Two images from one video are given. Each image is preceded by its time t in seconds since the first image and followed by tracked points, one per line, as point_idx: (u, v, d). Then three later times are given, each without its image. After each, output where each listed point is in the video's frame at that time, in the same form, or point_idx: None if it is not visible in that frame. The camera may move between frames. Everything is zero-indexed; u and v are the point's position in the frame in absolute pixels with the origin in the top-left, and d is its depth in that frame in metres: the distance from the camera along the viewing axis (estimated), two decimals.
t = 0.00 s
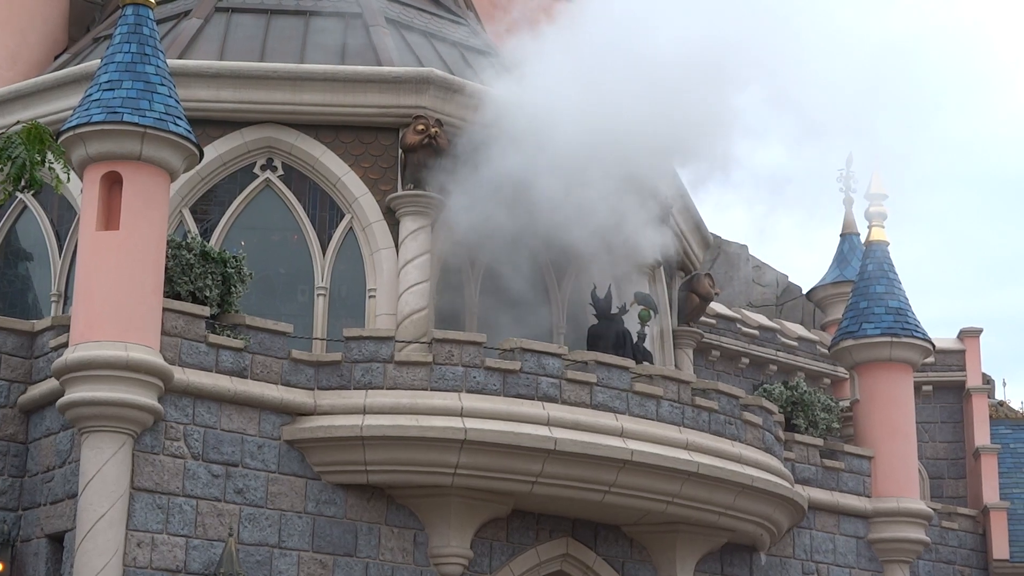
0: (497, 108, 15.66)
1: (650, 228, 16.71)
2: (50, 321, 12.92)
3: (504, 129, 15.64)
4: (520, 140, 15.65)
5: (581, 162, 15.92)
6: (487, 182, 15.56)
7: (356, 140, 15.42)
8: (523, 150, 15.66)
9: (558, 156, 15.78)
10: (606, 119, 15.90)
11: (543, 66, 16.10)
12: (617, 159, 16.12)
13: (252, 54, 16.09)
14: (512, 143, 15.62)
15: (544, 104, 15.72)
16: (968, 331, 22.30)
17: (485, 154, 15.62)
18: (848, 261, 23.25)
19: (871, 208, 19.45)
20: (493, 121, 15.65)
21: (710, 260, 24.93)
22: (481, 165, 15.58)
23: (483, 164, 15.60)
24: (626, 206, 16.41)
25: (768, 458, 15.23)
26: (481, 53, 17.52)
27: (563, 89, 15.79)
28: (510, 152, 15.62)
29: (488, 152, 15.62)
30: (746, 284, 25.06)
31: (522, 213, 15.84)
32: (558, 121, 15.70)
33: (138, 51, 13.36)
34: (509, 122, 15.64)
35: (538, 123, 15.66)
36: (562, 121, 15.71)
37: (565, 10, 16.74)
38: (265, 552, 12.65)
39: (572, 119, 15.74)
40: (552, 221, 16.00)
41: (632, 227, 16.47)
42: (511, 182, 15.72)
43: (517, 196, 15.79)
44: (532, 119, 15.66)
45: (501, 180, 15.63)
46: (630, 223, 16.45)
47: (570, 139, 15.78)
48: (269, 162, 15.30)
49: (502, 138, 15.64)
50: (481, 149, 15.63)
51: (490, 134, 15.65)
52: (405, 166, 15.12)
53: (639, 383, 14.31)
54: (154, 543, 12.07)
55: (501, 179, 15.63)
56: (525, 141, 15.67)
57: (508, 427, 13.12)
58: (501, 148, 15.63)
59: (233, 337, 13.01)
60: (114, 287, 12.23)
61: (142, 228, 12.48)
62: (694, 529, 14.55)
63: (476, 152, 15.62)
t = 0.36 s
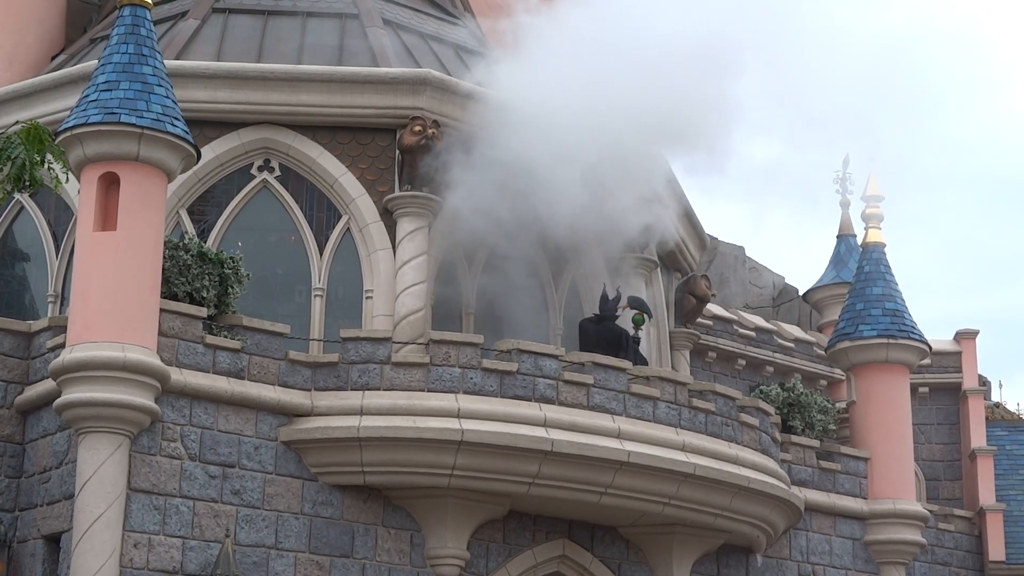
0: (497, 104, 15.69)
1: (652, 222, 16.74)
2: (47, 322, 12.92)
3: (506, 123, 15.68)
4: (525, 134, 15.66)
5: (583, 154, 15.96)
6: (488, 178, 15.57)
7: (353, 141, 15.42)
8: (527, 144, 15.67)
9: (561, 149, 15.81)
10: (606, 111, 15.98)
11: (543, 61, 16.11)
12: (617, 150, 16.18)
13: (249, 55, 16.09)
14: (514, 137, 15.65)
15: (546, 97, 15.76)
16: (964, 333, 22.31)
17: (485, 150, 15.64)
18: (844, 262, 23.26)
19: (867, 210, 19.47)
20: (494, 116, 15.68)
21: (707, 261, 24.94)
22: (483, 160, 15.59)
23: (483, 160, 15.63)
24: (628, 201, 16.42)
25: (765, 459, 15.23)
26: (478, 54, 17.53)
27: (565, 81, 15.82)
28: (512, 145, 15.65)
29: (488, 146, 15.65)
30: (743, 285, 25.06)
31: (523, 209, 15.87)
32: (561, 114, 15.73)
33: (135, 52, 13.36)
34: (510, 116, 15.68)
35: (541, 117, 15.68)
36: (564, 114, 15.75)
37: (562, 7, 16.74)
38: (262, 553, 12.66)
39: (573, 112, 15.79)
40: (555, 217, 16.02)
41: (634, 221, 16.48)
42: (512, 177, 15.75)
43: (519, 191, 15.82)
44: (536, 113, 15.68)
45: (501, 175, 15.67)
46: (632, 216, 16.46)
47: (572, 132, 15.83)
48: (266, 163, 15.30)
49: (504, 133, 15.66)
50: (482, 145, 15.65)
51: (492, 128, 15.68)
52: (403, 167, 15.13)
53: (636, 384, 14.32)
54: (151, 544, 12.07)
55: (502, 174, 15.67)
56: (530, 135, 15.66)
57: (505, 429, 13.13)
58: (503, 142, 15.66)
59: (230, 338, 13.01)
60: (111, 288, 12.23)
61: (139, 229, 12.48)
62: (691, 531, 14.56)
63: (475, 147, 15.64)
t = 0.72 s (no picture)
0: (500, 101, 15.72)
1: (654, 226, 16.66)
2: (45, 323, 12.92)
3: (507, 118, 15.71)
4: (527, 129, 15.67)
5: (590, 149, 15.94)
6: (491, 174, 15.58)
7: (351, 143, 15.42)
8: (530, 140, 15.67)
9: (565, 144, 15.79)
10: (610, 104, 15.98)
11: (545, 56, 16.14)
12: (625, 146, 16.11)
13: (248, 56, 16.09)
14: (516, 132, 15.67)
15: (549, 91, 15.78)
16: (963, 335, 22.32)
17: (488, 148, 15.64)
18: (842, 265, 23.27)
19: (866, 212, 19.47)
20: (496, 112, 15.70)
21: (705, 263, 24.93)
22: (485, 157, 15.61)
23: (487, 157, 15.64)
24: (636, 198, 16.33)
25: (763, 461, 15.22)
26: (476, 56, 17.53)
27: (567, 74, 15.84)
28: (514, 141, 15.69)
29: (492, 143, 15.65)
30: (741, 287, 25.07)
31: (523, 207, 15.90)
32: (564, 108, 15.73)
33: (133, 53, 13.35)
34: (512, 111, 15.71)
35: (540, 115, 15.68)
36: (567, 107, 15.77)
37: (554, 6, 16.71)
38: (259, 554, 12.65)
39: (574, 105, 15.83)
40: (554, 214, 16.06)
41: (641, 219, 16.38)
42: (515, 174, 15.76)
43: (522, 188, 15.82)
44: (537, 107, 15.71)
45: (504, 172, 15.69)
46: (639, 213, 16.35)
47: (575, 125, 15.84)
48: (265, 165, 15.30)
49: (507, 128, 15.67)
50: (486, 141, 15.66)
51: (496, 123, 15.69)
52: (401, 170, 15.13)
53: (634, 387, 14.31)
54: (148, 545, 12.06)
55: (504, 170, 15.69)
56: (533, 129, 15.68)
57: (502, 431, 13.13)
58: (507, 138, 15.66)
59: (228, 339, 13.01)
60: (109, 290, 12.22)
61: (137, 230, 12.47)
62: (688, 533, 14.56)
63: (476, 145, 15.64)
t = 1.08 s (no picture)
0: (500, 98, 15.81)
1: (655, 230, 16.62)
2: (46, 326, 12.92)
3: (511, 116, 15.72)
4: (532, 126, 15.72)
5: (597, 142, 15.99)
6: (492, 173, 15.62)
7: (352, 146, 15.41)
8: (534, 136, 15.73)
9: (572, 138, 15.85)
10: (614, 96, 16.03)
11: (541, 61, 16.19)
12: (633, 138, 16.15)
13: (249, 60, 16.09)
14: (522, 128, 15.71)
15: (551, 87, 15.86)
16: (963, 339, 22.32)
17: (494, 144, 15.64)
18: (842, 269, 23.27)
19: (866, 216, 19.46)
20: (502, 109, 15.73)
21: (705, 267, 24.92)
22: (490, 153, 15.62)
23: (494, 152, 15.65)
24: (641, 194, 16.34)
25: (763, 466, 15.22)
26: (477, 59, 17.53)
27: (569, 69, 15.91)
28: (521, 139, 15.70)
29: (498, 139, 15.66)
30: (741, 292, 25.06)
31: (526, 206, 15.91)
32: (568, 102, 15.76)
33: (135, 56, 13.35)
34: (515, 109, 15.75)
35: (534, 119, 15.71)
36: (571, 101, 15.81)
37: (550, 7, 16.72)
38: (260, 558, 12.64)
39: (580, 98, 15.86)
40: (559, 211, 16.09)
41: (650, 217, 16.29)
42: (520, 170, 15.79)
43: (524, 187, 15.83)
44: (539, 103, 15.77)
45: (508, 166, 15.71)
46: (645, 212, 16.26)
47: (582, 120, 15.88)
48: (266, 168, 15.31)
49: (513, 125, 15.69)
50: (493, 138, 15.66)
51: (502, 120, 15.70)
52: (402, 173, 15.13)
53: (635, 390, 14.31)
54: (149, 549, 12.06)
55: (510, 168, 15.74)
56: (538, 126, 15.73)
57: (503, 434, 13.13)
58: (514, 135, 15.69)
59: (228, 343, 12.99)
60: (111, 293, 12.22)
61: (138, 234, 12.47)
62: (689, 537, 14.55)
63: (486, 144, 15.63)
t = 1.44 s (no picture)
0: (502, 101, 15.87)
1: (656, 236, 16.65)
2: (48, 331, 12.93)
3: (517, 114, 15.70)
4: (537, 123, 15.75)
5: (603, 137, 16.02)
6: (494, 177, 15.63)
7: (353, 151, 15.42)
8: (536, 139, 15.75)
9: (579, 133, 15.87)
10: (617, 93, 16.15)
11: (541, 68, 16.24)
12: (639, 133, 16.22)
13: (250, 65, 16.11)
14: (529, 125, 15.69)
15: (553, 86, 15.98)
16: (963, 343, 22.32)
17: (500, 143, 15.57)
18: (844, 273, 23.27)
19: (867, 221, 19.47)
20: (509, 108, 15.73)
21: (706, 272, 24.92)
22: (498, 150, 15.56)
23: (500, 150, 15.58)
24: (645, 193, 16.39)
25: (764, 470, 15.22)
26: (477, 63, 17.54)
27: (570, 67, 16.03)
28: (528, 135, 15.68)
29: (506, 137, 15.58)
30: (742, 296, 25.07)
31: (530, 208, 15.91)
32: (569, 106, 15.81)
33: (136, 62, 13.38)
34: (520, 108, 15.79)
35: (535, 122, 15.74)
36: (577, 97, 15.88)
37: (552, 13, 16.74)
38: (261, 562, 12.66)
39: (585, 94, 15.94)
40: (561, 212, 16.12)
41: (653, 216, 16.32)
42: (526, 169, 15.77)
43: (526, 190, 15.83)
44: (540, 102, 15.89)
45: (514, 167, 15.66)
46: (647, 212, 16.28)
47: (587, 115, 15.94)
48: (267, 173, 15.33)
49: (520, 123, 15.67)
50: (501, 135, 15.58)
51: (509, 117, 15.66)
52: (403, 178, 15.13)
53: (636, 394, 14.32)
54: (150, 553, 12.07)
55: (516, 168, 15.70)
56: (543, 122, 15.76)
57: (504, 439, 13.14)
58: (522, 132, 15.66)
59: (230, 347, 13.02)
60: (112, 298, 12.24)
61: (139, 239, 12.48)
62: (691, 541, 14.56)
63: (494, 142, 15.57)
